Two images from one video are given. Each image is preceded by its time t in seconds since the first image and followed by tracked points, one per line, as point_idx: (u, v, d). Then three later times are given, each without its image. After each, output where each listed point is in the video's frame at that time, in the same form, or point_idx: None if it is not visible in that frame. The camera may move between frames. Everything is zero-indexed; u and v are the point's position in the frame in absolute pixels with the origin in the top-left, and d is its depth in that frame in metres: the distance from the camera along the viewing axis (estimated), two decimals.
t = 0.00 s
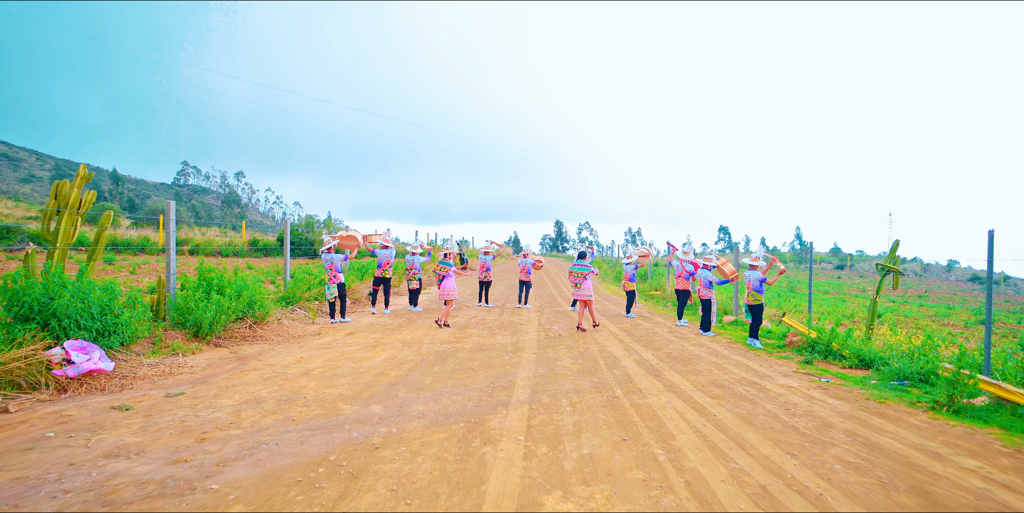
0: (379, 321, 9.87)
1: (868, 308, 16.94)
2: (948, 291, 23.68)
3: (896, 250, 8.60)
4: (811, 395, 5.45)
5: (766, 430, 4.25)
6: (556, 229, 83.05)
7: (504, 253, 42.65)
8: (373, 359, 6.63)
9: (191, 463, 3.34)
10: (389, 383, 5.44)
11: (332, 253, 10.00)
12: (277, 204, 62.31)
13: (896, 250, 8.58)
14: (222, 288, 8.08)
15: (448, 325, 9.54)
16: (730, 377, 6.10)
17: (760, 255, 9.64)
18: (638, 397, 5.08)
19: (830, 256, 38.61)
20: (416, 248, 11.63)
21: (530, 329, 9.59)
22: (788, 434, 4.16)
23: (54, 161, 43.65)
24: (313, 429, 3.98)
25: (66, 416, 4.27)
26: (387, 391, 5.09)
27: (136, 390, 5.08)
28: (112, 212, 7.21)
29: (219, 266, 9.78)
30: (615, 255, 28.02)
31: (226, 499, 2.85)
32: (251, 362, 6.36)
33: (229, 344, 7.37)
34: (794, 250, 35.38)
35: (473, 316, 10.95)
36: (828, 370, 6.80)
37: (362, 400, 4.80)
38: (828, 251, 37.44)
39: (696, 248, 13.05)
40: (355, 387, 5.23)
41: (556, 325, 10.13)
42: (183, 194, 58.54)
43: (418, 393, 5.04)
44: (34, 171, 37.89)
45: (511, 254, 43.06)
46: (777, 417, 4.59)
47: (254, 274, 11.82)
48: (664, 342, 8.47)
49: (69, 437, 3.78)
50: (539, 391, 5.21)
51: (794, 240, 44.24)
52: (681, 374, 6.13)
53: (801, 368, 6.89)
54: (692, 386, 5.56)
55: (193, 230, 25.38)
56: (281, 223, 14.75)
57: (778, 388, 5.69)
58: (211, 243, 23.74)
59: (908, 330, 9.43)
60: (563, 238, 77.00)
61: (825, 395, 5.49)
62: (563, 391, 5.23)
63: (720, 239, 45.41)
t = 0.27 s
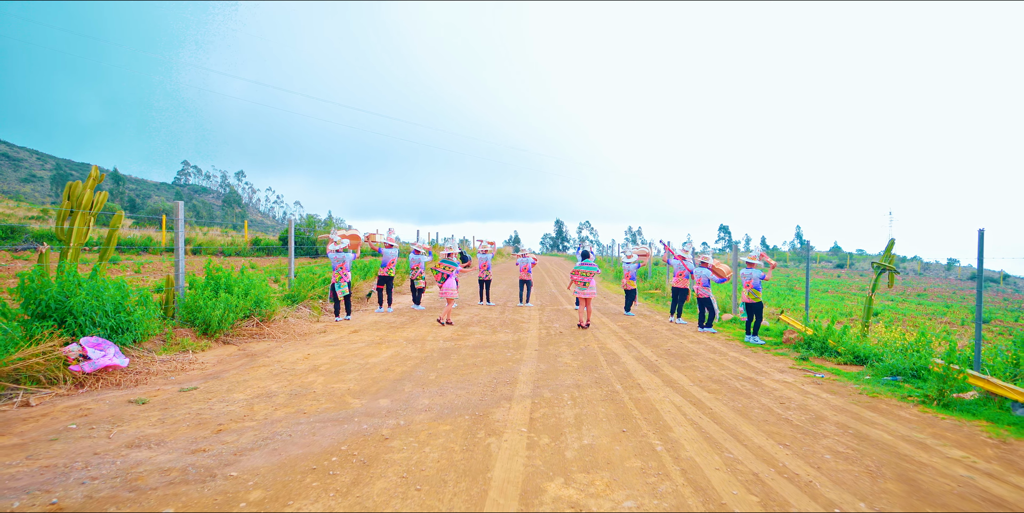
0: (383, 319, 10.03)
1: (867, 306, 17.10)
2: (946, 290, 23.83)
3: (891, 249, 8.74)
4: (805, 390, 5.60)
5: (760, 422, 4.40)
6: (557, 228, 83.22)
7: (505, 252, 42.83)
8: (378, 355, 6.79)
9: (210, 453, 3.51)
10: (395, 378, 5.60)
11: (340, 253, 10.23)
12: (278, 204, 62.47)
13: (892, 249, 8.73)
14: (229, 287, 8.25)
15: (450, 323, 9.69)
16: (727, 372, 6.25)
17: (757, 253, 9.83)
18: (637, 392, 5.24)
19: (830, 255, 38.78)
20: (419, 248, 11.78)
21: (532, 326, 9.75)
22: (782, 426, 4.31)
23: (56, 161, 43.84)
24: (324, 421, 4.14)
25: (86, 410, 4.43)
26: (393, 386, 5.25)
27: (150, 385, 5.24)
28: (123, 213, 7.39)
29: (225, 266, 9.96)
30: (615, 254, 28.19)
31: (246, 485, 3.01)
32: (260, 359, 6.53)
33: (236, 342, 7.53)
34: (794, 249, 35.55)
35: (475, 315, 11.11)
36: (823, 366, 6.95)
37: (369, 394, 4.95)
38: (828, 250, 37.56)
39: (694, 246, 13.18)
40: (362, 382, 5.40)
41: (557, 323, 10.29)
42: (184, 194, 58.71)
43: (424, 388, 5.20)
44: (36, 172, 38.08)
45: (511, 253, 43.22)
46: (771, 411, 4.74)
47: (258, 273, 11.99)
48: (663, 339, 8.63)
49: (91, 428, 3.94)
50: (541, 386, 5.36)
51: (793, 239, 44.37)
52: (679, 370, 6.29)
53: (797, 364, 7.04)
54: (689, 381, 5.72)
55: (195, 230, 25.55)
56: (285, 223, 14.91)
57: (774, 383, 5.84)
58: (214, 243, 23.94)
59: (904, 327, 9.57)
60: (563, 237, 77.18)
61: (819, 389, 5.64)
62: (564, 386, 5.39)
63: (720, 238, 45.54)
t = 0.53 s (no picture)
0: (384, 315, 10.11)
1: (866, 301, 17.19)
2: (945, 285, 23.92)
3: (889, 245, 8.79)
4: (801, 384, 5.68)
5: (756, 415, 4.47)
6: (557, 225, 83.28)
7: (505, 249, 42.95)
8: (380, 351, 6.88)
9: (216, 446, 3.59)
10: (397, 373, 5.68)
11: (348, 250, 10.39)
12: (278, 201, 62.57)
13: (889, 245, 8.78)
14: (232, 284, 8.33)
15: (450, 319, 9.79)
16: (725, 367, 6.32)
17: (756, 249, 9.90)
18: (635, 386, 5.32)
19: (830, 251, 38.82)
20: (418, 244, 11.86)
21: (532, 323, 9.83)
22: (777, 419, 4.39)
23: (57, 160, 43.91)
24: (327, 415, 4.22)
25: (93, 405, 4.52)
26: (395, 381, 5.33)
27: (156, 380, 5.33)
28: (127, 211, 7.47)
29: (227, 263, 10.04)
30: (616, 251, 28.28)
31: (252, 476, 3.09)
32: (263, 355, 6.62)
33: (240, 338, 7.62)
34: (794, 244, 35.64)
35: (476, 311, 11.19)
36: (820, 361, 7.02)
37: (371, 389, 5.05)
38: (829, 246, 37.58)
39: (694, 242, 13.22)
40: (364, 377, 5.48)
41: (557, 319, 10.37)
42: (185, 192, 58.78)
43: (425, 383, 5.27)
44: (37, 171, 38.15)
45: (512, 250, 43.28)
46: (767, 404, 4.81)
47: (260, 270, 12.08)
48: (662, 335, 8.70)
49: (100, 422, 4.03)
50: (541, 381, 5.44)
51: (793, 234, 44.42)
52: (677, 365, 6.36)
53: (794, 359, 7.11)
54: (687, 376, 5.79)
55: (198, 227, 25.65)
56: (286, 220, 14.99)
57: (770, 377, 5.91)
58: (216, 241, 24.11)
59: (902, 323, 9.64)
60: (564, 234, 77.23)
61: (815, 384, 5.71)
62: (563, 381, 5.46)
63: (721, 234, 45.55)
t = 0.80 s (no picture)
0: (383, 312, 10.10)
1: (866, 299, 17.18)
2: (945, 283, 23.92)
3: (889, 242, 8.76)
4: (800, 381, 5.66)
5: (754, 412, 4.46)
6: (557, 222, 83.27)
7: (505, 246, 42.96)
8: (378, 348, 6.87)
9: (212, 442, 3.58)
10: (394, 370, 5.67)
11: (349, 248, 10.38)
12: (278, 199, 62.54)
13: (889, 242, 8.75)
14: (230, 281, 8.31)
15: (449, 316, 9.79)
16: (724, 364, 6.30)
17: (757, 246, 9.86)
18: (633, 383, 5.30)
19: (830, 249, 38.78)
20: (417, 241, 11.84)
21: (531, 319, 9.82)
22: (775, 416, 4.37)
23: (57, 157, 43.91)
24: (324, 411, 4.21)
25: (90, 400, 4.50)
26: (393, 378, 5.32)
27: (153, 376, 5.32)
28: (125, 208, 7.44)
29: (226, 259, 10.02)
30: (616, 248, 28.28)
31: (247, 472, 3.08)
32: (261, 351, 6.61)
33: (238, 334, 7.61)
34: (794, 242, 35.62)
35: (475, 308, 11.18)
36: (819, 358, 7.00)
37: (368, 385, 5.04)
38: (829, 243, 37.54)
39: (693, 240, 13.19)
40: (362, 373, 5.47)
41: (556, 316, 10.36)
42: (185, 189, 58.77)
43: (422, 379, 5.26)
44: (37, 168, 38.14)
45: (512, 247, 43.30)
46: (766, 401, 4.80)
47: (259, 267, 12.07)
48: (661, 332, 8.69)
49: (96, 418, 4.02)
50: (539, 377, 5.43)
51: (794, 232, 44.39)
52: (676, 362, 6.34)
53: (793, 356, 7.09)
54: (686, 372, 5.77)
55: (197, 224, 25.65)
56: (285, 217, 14.95)
57: (769, 374, 5.89)
58: (215, 238, 24.10)
59: (902, 320, 9.61)
60: (563, 231, 77.12)
61: (814, 381, 5.70)
62: (561, 377, 5.45)
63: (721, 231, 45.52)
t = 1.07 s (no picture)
0: (380, 308, 9.95)
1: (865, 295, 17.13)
2: (945, 278, 23.88)
3: (894, 237, 8.60)
4: (806, 380, 5.46)
5: (761, 412, 4.31)
6: (557, 217, 83.14)
7: (504, 241, 42.76)
8: (374, 344, 6.72)
9: (196, 445, 3.42)
10: (390, 367, 5.55)
11: (347, 242, 10.18)
12: (276, 193, 62.17)
13: (894, 237, 8.59)
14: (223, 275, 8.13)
15: (447, 311, 9.63)
16: (727, 362, 6.15)
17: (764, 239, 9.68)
18: (635, 381, 5.14)
19: (830, 244, 38.70)
20: (416, 235, 11.69)
21: (530, 315, 9.68)
22: (782, 416, 4.23)
23: (52, 150, 43.52)
24: (315, 412, 4.05)
25: (72, 400, 4.34)
26: (388, 376, 5.18)
27: (140, 375, 5.16)
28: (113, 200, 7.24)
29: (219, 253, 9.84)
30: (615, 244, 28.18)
31: (231, 477, 2.92)
32: (253, 348, 6.47)
33: (230, 330, 7.44)
34: (794, 237, 35.55)
35: (473, 303, 11.03)
36: (824, 355, 6.86)
37: (362, 383, 4.89)
38: (829, 238, 37.41)
39: (695, 234, 13.02)
40: (356, 371, 5.32)
41: (556, 312, 10.22)
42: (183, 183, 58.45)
43: (418, 377, 5.12)
44: (31, 161, 37.75)
45: (512, 243, 43.27)
46: (772, 400, 4.65)
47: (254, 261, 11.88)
48: (663, 328, 8.56)
49: (77, 419, 3.86)
50: (539, 376, 5.27)
51: (793, 227, 44.32)
52: (678, 359, 6.21)
53: (797, 353, 6.96)
54: (689, 371, 5.62)
55: (194, 218, 25.41)
56: (281, 211, 14.72)
57: (775, 373, 5.72)
58: (212, 232, 23.87)
59: (905, 316, 9.49)
60: (563, 226, 76.90)
61: (819, 380, 5.52)
62: (562, 376, 5.28)
63: (722, 226, 45.34)
